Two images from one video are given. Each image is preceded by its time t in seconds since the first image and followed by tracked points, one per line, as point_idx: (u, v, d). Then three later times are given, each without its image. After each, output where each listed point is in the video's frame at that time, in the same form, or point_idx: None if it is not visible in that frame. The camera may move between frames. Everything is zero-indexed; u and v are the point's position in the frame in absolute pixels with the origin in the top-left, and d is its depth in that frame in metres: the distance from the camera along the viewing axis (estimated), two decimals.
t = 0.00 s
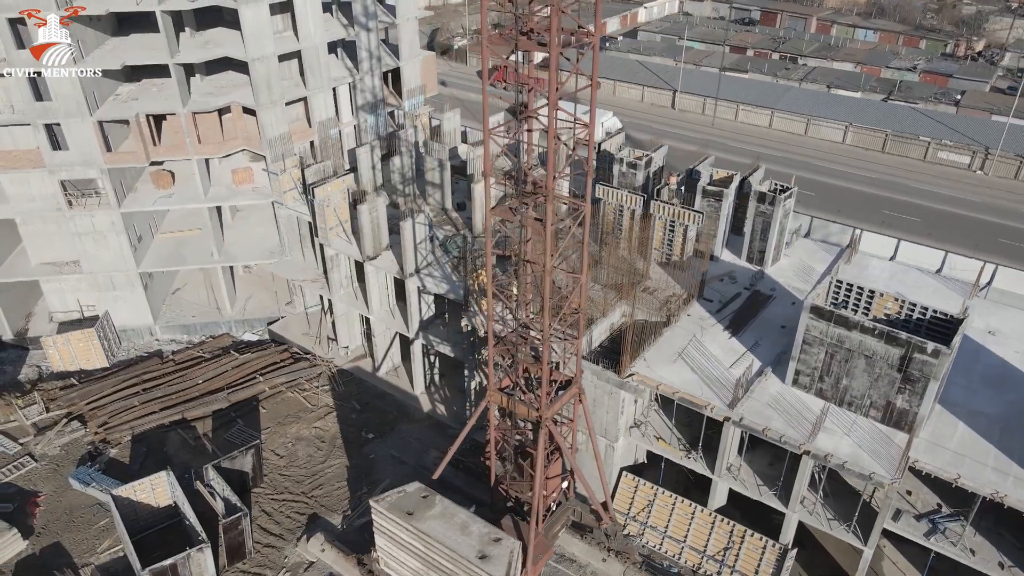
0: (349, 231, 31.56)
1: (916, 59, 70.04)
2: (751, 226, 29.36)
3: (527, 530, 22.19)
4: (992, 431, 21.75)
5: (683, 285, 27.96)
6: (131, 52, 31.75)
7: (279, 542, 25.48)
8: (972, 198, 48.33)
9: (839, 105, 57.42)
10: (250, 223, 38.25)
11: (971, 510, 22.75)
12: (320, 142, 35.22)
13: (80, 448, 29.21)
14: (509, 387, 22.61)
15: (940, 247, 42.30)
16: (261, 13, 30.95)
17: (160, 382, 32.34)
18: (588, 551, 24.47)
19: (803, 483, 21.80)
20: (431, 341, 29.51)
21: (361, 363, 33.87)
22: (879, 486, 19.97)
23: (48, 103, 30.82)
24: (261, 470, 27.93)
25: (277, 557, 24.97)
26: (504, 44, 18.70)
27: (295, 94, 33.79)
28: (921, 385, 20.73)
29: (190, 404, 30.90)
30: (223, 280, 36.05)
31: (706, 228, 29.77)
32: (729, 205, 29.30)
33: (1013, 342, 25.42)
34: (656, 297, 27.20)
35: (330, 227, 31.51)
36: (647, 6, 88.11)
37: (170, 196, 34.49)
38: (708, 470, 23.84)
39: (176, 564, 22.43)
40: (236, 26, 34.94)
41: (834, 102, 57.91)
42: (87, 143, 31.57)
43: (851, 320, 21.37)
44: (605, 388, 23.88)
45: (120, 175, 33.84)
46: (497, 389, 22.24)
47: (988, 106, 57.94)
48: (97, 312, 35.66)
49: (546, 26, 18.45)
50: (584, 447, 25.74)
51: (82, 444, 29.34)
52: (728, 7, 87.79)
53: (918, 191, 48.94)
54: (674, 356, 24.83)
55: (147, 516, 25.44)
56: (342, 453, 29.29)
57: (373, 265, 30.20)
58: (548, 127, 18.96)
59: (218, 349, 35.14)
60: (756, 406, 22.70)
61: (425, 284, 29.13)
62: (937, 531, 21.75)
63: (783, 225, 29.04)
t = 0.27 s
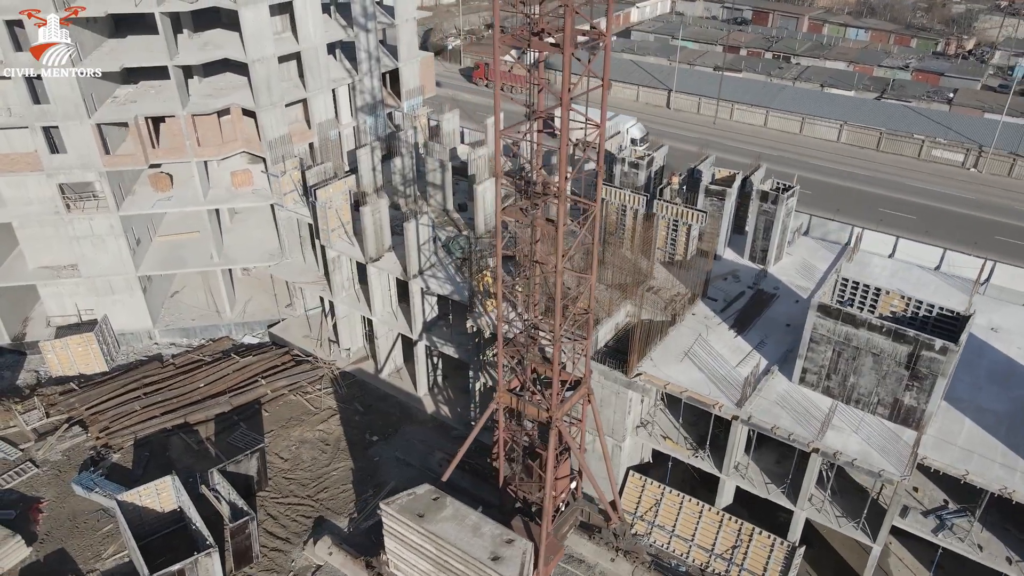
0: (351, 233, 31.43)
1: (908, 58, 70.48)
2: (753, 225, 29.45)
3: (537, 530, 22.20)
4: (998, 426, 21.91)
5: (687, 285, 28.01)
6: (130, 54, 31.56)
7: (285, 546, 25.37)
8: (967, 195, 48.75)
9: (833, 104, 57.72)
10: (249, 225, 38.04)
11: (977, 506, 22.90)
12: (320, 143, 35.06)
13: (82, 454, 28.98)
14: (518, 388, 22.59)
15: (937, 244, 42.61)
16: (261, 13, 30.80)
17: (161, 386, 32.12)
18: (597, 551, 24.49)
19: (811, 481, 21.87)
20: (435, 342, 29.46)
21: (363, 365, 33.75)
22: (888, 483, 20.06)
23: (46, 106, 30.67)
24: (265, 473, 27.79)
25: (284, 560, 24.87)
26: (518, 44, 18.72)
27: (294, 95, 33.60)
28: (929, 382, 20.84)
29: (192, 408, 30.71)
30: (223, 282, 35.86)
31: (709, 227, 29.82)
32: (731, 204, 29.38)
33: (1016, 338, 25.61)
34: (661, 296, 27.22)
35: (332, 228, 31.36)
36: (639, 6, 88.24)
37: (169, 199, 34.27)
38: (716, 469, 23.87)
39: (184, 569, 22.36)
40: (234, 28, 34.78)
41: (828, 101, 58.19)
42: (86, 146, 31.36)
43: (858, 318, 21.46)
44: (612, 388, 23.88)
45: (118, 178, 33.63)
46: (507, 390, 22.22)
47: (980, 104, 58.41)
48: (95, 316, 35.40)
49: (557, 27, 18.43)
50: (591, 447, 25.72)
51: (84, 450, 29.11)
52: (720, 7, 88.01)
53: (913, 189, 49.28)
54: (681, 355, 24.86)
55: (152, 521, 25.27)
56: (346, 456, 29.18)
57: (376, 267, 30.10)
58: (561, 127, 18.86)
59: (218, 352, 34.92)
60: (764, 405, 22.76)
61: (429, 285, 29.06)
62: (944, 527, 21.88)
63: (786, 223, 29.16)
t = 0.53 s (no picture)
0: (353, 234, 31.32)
1: (899, 57, 70.92)
2: (756, 223, 29.54)
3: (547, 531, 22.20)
4: (1004, 422, 22.05)
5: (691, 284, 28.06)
6: (129, 56, 31.34)
7: (292, 550, 25.26)
8: (962, 192, 49.10)
9: (827, 103, 58.00)
10: (248, 227, 37.81)
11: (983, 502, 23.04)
12: (320, 145, 34.89)
13: (84, 459, 28.74)
14: (528, 388, 22.55)
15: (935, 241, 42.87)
16: (261, 14, 30.63)
17: (162, 390, 31.91)
18: (605, 551, 24.52)
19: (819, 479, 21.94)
20: (439, 343, 29.39)
21: (365, 367, 33.64)
22: (898, 480, 20.15)
23: (44, 109, 30.45)
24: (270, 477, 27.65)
25: (291, 564, 24.75)
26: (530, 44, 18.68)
27: (294, 96, 33.42)
28: (936, 379, 20.96)
29: (195, 412, 30.51)
30: (223, 285, 35.63)
31: (712, 226, 29.88)
32: (734, 203, 29.46)
33: (1019, 335, 25.79)
34: (666, 295, 27.27)
35: (334, 230, 31.20)
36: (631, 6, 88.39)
37: (168, 201, 34.06)
38: (723, 467, 23.91)
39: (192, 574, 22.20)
40: (232, 30, 34.60)
41: (822, 100, 58.46)
42: (85, 148, 31.12)
43: (866, 316, 21.56)
44: (620, 387, 23.88)
45: (117, 181, 33.38)
46: (516, 391, 22.19)
47: (973, 102, 58.84)
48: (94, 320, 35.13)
49: (569, 27, 18.41)
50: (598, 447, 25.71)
51: (85, 455, 28.88)
52: (712, 7, 88.27)
53: (908, 187, 49.57)
54: (687, 354, 24.89)
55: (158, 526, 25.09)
56: (351, 458, 29.07)
57: (379, 268, 29.98)
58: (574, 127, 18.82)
59: (218, 356, 34.71)
60: (772, 403, 22.82)
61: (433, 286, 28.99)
62: (952, 522, 22.00)
63: (788, 222, 29.26)
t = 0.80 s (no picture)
0: (355, 236, 31.22)
1: (891, 55, 71.41)
2: (759, 222, 29.64)
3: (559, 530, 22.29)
4: (1012, 417, 22.23)
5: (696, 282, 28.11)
6: (128, 57, 31.12)
7: (301, 553, 25.15)
8: (956, 189, 49.49)
9: (820, 101, 58.30)
10: (248, 229, 37.56)
11: (991, 496, 23.22)
12: (320, 146, 34.72)
13: (86, 465, 28.50)
14: (539, 387, 22.59)
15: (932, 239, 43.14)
16: (261, 15, 30.47)
17: (164, 394, 31.67)
18: (615, 550, 24.59)
19: (829, 475, 22.06)
20: (444, 345, 29.36)
21: (368, 368, 33.53)
22: (909, 475, 20.30)
23: (41, 111, 30.16)
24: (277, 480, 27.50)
25: (300, 568, 24.64)
26: (545, 43, 18.77)
27: (294, 97, 33.26)
28: (945, 374, 21.12)
29: (198, 416, 30.31)
30: (223, 288, 35.40)
31: (716, 224, 29.94)
32: (737, 202, 29.56)
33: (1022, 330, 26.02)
34: (671, 294, 27.31)
35: (337, 231, 31.07)
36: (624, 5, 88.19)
37: (167, 204, 33.84)
38: (732, 465, 23.97)
39: None
40: (230, 31, 34.41)
41: (815, 98, 58.76)
42: (84, 151, 30.88)
43: (874, 313, 21.70)
44: (628, 386, 23.93)
45: (116, 184, 33.14)
46: (527, 391, 22.24)
47: (964, 100, 59.32)
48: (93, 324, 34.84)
49: (584, 28, 18.49)
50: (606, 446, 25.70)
51: (88, 461, 28.64)
52: (703, 6, 88.53)
53: (903, 184, 49.90)
54: (694, 353, 24.96)
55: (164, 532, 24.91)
56: (356, 460, 28.96)
57: (383, 270, 29.89)
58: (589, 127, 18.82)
59: (218, 359, 34.49)
60: (781, 400, 22.93)
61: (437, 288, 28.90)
62: (960, 517, 22.16)
63: (791, 220, 29.38)
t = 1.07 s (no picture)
0: (358, 237, 31.10)
1: (882, 53, 71.89)
2: (762, 220, 29.73)
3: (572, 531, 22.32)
4: (1019, 412, 22.40)
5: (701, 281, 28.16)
6: (127, 59, 30.83)
7: (310, 557, 25.01)
8: (950, 186, 49.86)
9: (814, 100, 58.58)
10: (247, 232, 37.27)
11: (998, 491, 23.40)
12: (320, 147, 34.53)
13: (89, 471, 28.22)
14: (550, 388, 22.59)
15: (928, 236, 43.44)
16: (262, 16, 30.26)
17: (165, 398, 31.41)
18: (625, 550, 24.62)
19: (839, 472, 22.16)
20: (449, 345, 29.30)
21: (371, 370, 33.40)
22: (920, 471, 20.44)
23: (39, 114, 29.81)
24: (283, 484, 27.33)
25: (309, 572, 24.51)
26: (560, 43, 18.69)
27: (294, 98, 33.08)
28: (954, 370, 21.26)
29: (201, 420, 30.07)
30: (222, 291, 35.12)
31: (720, 223, 30.00)
32: (740, 200, 29.63)
33: None
34: (677, 292, 27.33)
35: (340, 233, 30.91)
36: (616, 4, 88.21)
37: (166, 207, 33.57)
38: (741, 463, 24.03)
39: None
40: (228, 32, 34.16)
41: (809, 97, 59.03)
42: (83, 154, 30.59)
43: (883, 310, 21.81)
44: (638, 385, 23.96)
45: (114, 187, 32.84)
46: (538, 392, 22.27)
47: (956, 97, 59.78)
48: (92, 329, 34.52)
49: (599, 27, 18.43)
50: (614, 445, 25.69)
51: (91, 466, 28.36)
52: (694, 6, 88.78)
53: (898, 182, 50.23)
54: (702, 351, 25.00)
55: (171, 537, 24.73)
56: (362, 463, 28.83)
57: (386, 271, 29.77)
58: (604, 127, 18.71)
59: (220, 362, 34.25)
60: (791, 398, 23.02)
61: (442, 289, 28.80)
62: (969, 512, 22.31)
63: (794, 218, 29.49)
